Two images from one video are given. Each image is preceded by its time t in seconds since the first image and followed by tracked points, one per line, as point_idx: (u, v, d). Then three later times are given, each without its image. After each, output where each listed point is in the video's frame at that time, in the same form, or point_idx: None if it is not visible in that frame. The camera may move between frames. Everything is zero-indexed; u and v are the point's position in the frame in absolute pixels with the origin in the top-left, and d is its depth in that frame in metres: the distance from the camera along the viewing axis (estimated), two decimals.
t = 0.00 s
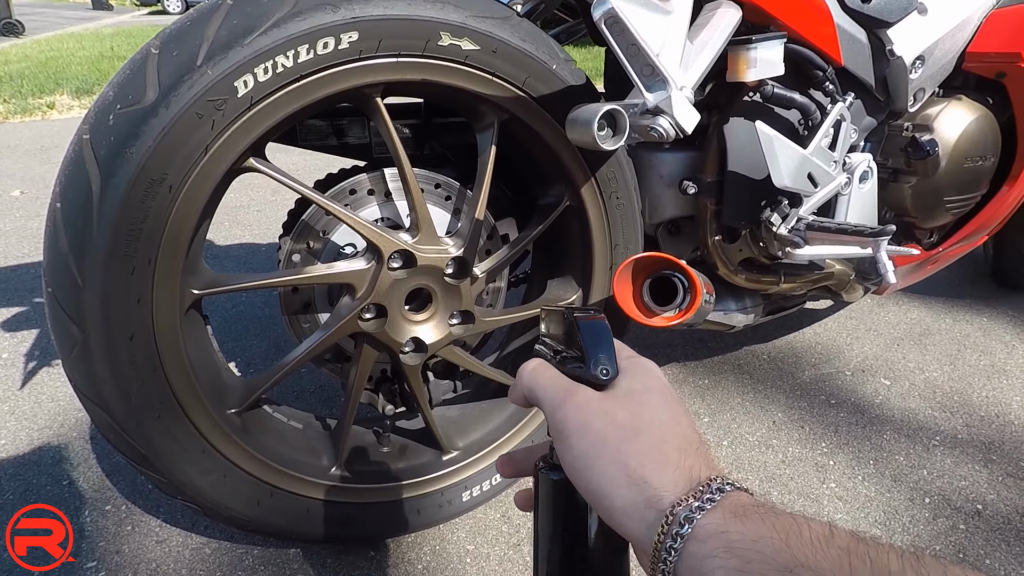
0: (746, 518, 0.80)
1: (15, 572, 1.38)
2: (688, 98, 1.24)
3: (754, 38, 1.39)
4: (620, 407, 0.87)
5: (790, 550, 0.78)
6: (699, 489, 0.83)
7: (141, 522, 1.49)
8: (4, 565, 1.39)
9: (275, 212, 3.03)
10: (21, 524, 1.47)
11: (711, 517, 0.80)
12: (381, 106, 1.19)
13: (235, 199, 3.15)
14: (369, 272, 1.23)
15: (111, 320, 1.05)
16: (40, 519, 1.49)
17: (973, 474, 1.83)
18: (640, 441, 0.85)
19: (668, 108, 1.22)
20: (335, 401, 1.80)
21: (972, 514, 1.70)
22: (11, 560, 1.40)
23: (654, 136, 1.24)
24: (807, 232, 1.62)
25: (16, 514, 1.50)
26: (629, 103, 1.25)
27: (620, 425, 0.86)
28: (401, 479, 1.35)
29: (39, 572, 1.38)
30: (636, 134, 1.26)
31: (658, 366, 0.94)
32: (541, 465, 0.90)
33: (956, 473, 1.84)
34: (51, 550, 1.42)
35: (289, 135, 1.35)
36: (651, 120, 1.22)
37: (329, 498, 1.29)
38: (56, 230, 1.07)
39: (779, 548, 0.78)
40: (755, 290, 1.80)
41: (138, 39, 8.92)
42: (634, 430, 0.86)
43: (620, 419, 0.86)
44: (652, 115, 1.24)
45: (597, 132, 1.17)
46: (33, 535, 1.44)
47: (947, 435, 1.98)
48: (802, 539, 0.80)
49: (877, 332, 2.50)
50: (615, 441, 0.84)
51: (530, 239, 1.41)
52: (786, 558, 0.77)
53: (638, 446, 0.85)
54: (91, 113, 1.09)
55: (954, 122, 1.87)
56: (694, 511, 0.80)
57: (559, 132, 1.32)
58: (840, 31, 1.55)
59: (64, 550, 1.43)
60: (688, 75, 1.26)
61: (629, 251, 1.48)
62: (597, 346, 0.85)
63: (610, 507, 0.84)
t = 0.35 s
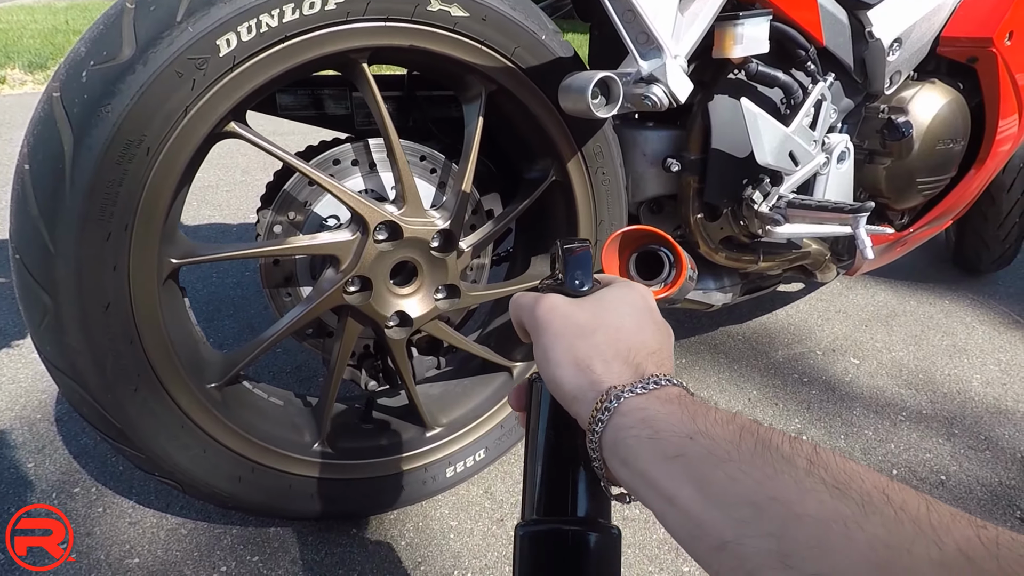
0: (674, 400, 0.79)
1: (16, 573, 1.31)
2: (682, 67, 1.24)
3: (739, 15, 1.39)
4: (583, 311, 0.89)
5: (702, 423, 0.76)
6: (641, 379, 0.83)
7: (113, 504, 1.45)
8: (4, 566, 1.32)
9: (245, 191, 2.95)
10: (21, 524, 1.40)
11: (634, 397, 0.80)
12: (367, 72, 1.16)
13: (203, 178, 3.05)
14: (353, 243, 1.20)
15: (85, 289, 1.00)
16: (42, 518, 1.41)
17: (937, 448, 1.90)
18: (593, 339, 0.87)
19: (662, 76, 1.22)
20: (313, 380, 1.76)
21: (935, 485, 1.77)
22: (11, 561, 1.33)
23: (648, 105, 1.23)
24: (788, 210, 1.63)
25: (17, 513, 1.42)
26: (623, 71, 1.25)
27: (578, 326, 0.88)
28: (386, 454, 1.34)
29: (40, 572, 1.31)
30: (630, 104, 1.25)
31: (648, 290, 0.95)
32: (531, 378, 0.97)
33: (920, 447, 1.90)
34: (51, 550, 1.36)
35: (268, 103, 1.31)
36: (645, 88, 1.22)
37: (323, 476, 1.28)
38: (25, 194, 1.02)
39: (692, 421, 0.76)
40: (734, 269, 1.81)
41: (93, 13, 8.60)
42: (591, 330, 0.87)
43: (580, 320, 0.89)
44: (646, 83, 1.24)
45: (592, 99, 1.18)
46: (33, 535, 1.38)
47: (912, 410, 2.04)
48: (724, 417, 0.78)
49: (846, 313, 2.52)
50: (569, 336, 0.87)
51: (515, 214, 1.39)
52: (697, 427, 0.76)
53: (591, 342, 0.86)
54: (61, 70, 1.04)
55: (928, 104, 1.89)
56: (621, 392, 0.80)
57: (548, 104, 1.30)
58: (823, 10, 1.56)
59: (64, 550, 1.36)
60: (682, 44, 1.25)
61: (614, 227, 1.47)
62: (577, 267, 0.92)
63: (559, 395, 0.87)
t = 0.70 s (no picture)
0: (639, 323, 0.85)
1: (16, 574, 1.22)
2: (686, 15, 1.22)
3: None
4: (572, 246, 0.94)
5: (659, 339, 0.82)
6: (616, 306, 0.89)
7: (97, 469, 1.42)
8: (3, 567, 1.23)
9: (226, 157, 2.88)
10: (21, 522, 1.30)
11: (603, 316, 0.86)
12: (357, 21, 1.11)
13: (182, 144, 2.96)
14: (344, 200, 1.17)
15: (64, 240, 0.97)
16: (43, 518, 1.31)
17: (918, 413, 1.92)
18: (578, 270, 0.92)
19: (666, 24, 1.20)
20: (299, 346, 1.74)
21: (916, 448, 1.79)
22: (9, 560, 1.24)
23: (650, 54, 1.21)
24: (782, 172, 1.61)
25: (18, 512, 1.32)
26: (625, 20, 1.22)
27: (566, 258, 0.93)
28: (378, 417, 1.33)
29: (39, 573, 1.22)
30: (631, 55, 1.22)
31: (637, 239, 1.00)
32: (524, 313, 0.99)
33: (903, 412, 1.92)
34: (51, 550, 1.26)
35: (252, 55, 1.26)
36: (647, 37, 1.19)
37: (323, 439, 1.28)
38: None
39: (651, 336, 0.82)
40: (725, 235, 1.80)
41: None
42: (577, 262, 0.93)
43: (567, 253, 0.93)
44: (648, 33, 1.21)
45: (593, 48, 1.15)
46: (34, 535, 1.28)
47: (895, 377, 2.06)
48: (679, 337, 0.84)
49: (832, 283, 2.53)
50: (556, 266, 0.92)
51: (509, 173, 1.36)
52: (654, 343, 0.81)
53: (574, 272, 0.92)
54: (33, 8, 1.01)
55: (923, 69, 1.88)
56: (593, 314, 0.86)
57: (543, 59, 1.27)
58: None
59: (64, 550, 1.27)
60: None
61: (608, 189, 1.44)
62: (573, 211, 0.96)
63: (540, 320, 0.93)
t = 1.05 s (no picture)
0: (631, 315, 0.84)
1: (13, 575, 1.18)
2: None
3: None
4: (564, 236, 0.92)
5: (650, 332, 0.80)
6: (608, 297, 0.87)
7: (80, 448, 1.40)
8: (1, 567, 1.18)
9: (211, 135, 2.83)
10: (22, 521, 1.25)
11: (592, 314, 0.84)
12: None
13: (165, 121, 2.90)
14: (337, 178, 1.16)
15: (50, 213, 0.94)
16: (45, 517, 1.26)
17: (901, 401, 1.94)
18: (569, 259, 0.90)
19: (667, 6, 1.21)
20: (285, 328, 1.72)
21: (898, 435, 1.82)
22: (10, 561, 1.19)
23: (651, 35, 1.22)
24: (776, 159, 1.60)
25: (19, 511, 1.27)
26: None
27: (557, 247, 0.91)
28: (368, 400, 1.32)
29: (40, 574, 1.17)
30: (632, 35, 1.23)
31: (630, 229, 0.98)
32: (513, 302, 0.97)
33: (886, 399, 1.94)
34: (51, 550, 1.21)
35: (243, 30, 1.24)
36: (649, 18, 1.21)
37: (310, 421, 1.26)
38: None
39: (641, 329, 0.80)
40: (716, 223, 1.79)
41: None
42: (569, 251, 0.91)
43: (558, 243, 0.92)
44: (649, 13, 1.22)
45: (593, 28, 1.14)
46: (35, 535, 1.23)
47: (879, 365, 2.08)
48: (670, 330, 0.82)
49: (818, 272, 2.54)
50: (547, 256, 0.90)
51: (503, 156, 1.34)
52: (645, 336, 0.79)
53: (565, 263, 0.90)
54: None
55: (915, 59, 1.87)
56: (585, 304, 0.85)
57: (540, 40, 1.26)
58: None
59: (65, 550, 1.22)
60: None
61: (602, 173, 1.43)
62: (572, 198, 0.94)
63: (529, 309, 0.92)
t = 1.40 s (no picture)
0: (621, 297, 0.82)
1: None
2: None
3: None
4: (554, 221, 0.92)
5: (641, 316, 0.79)
6: (598, 280, 0.86)
7: (68, 438, 1.39)
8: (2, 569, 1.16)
9: (197, 122, 2.80)
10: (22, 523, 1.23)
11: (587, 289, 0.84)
12: None
13: (149, 109, 2.86)
14: (326, 163, 1.15)
15: (33, 199, 0.93)
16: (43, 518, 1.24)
17: (888, 385, 1.96)
18: (559, 243, 0.90)
19: None
20: (274, 316, 1.71)
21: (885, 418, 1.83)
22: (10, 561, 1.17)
23: (643, 18, 1.21)
24: (766, 145, 1.59)
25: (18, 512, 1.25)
26: None
27: (547, 232, 0.91)
28: (358, 388, 1.31)
29: (41, 574, 1.15)
30: (623, 18, 1.23)
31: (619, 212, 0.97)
32: (507, 290, 0.97)
33: (873, 383, 1.96)
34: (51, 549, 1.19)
35: (227, 13, 1.22)
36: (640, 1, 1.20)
37: (301, 408, 1.26)
38: None
39: (633, 313, 0.79)
40: (706, 209, 1.79)
41: None
42: (558, 235, 0.90)
43: (548, 227, 0.91)
44: None
45: (585, 11, 1.15)
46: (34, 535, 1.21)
47: (866, 350, 2.09)
48: (660, 313, 0.81)
49: (807, 258, 2.55)
50: (536, 240, 0.90)
51: (494, 141, 1.33)
52: (634, 319, 0.78)
53: (555, 247, 0.89)
54: None
55: (903, 44, 1.88)
56: (575, 287, 0.84)
57: (530, 24, 1.25)
58: None
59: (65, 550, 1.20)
60: None
61: (593, 159, 1.42)
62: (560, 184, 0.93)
63: (522, 294, 0.91)
